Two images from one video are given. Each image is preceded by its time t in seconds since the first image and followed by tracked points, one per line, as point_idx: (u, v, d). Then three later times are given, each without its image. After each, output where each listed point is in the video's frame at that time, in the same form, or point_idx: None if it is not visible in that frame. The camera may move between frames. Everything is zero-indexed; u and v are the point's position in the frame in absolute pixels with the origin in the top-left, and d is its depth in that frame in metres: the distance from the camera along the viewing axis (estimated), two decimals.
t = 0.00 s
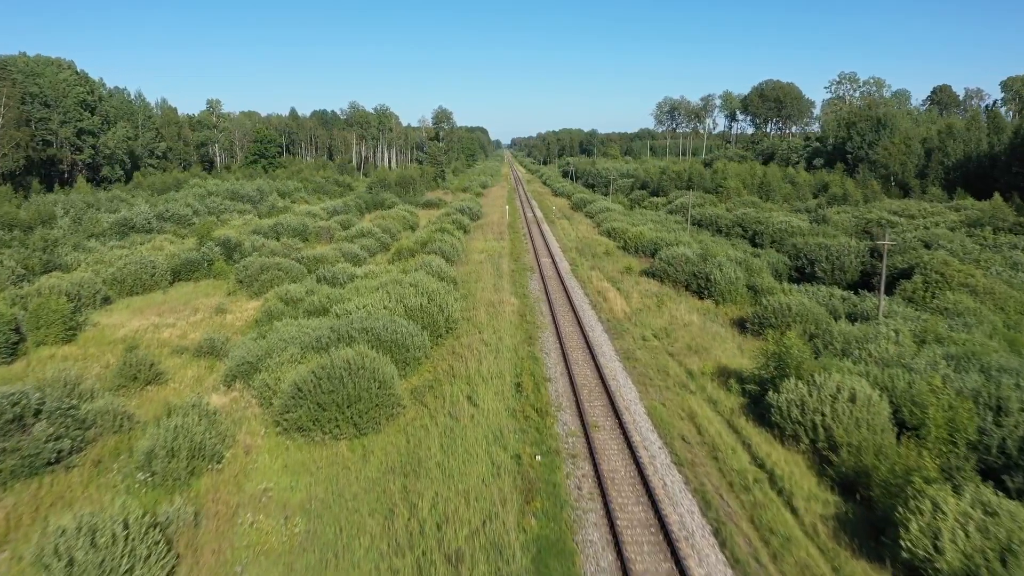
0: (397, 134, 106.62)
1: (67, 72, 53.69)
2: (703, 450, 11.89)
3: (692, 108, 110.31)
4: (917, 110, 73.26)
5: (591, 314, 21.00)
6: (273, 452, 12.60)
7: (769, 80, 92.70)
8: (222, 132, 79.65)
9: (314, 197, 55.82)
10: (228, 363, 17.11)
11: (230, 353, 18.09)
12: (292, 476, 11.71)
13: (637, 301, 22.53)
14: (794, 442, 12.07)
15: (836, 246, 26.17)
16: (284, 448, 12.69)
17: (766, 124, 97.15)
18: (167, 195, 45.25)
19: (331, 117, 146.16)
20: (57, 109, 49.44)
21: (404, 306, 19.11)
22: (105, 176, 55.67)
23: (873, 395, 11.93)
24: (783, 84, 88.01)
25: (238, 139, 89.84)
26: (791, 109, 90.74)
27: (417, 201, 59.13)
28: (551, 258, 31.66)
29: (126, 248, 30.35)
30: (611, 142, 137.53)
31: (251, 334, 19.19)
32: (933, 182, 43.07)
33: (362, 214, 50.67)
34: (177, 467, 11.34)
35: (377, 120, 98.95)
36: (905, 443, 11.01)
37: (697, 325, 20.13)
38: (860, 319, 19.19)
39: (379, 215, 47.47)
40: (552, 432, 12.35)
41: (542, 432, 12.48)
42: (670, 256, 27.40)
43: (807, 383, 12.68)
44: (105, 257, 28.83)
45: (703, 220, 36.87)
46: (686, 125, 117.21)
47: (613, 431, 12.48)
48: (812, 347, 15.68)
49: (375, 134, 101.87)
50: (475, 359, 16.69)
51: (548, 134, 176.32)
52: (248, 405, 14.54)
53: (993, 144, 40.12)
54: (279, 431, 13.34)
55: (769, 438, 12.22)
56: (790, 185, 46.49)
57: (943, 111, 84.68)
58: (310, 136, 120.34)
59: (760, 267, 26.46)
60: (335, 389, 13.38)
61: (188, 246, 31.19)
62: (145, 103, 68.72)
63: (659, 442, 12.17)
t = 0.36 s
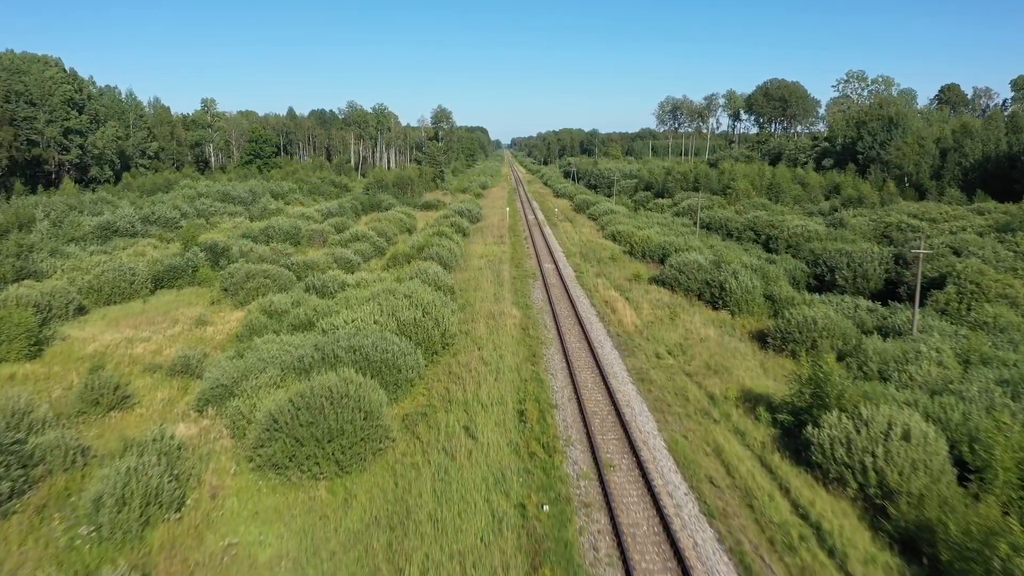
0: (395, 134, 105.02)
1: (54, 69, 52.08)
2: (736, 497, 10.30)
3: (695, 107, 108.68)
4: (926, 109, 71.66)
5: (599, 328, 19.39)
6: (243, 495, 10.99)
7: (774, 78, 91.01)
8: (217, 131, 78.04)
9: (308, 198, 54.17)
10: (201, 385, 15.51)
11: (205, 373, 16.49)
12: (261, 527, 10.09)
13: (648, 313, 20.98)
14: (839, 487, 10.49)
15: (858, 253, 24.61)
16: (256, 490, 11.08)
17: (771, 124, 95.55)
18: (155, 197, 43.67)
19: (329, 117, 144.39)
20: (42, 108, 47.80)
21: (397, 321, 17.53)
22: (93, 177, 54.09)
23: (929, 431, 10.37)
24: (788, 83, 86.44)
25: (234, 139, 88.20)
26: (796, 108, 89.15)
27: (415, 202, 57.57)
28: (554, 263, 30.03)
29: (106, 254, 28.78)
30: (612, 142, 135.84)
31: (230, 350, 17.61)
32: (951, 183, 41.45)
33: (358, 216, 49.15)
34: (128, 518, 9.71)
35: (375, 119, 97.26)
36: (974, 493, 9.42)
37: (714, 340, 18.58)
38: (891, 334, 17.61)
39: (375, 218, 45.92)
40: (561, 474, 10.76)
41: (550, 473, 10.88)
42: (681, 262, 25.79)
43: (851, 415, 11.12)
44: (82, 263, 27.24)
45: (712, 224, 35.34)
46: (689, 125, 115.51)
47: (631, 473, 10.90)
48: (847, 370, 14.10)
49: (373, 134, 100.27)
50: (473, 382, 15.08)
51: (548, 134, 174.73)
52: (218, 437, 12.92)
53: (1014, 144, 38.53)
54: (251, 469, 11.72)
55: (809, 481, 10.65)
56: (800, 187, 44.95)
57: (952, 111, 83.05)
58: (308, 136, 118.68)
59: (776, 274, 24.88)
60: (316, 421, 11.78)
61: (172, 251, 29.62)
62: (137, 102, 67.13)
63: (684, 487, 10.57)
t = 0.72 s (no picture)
0: (394, 133, 103.44)
1: (40, 66, 50.42)
2: (781, 561, 8.69)
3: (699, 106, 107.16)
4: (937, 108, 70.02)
5: (609, 345, 17.78)
6: (201, 553, 9.33)
7: (779, 77, 89.42)
8: (211, 131, 76.47)
9: (303, 200, 52.62)
10: (169, 412, 13.89)
11: (175, 397, 14.87)
12: None
13: (661, 326, 19.43)
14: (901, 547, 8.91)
15: (883, 260, 23.05)
16: (217, 546, 9.42)
17: (775, 123, 93.97)
18: (142, 198, 42.07)
19: (328, 116, 142.80)
20: (27, 106, 46.10)
21: (388, 338, 15.91)
22: (81, 178, 52.48)
23: (1008, 482, 8.77)
24: (793, 82, 84.86)
25: (229, 138, 86.63)
26: (802, 107, 87.58)
27: (412, 203, 56.02)
28: (557, 270, 28.39)
29: (84, 260, 27.19)
30: (614, 142, 134.22)
31: (204, 370, 15.97)
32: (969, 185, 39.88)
33: (354, 218, 47.60)
34: None
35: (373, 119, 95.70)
36: None
37: (734, 358, 17.03)
38: (930, 352, 16.04)
39: (372, 220, 44.38)
40: (574, 531, 9.15)
41: (561, 529, 9.26)
42: (694, 269, 24.21)
43: (910, 460, 9.55)
44: (57, 270, 25.64)
45: (722, 227, 33.81)
46: (692, 124, 113.93)
47: (655, 528, 9.31)
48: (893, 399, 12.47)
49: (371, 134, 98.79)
50: (472, 410, 13.46)
51: (549, 134, 173.19)
52: (180, 477, 11.28)
53: None
54: (213, 519, 10.05)
55: (865, 539, 9.06)
56: (811, 189, 43.40)
57: (961, 109, 81.40)
58: (306, 136, 117.12)
59: (796, 283, 23.29)
60: (289, 462, 10.15)
61: (154, 257, 28.03)
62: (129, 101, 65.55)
63: (719, 547, 8.99)
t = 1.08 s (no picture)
0: (392, 133, 101.80)
1: (26, 63, 48.79)
2: None
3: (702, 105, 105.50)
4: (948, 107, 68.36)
5: (621, 365, 16.21)
6: None
7: (785, 76, 87.77)
8: (205, 130, 74.80)
9: (297, 201, 51.04)
10: (128, 446, 12.29)
11: (137, 427, 13.27)
12: None
13: (676, 342, 17.87)
14: None
15: (911, 268, 21.49)
16: None
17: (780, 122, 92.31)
18: (128, 200, 40.46)
19: (327, 116, 141.13)
20: (11, 104, 44.48)
21: (377, 359, 14.30)
22: (68, 179, 50.89)
23: None
24: (800, 80, 83.22)
25: (224, 138, 84.96)
26: (808, 106, 85.95)
27: (410, 205, 54.44)
28: (562, 277, 26.78)
29: (59, 267, 25.62)
30: (615, 142, 132.53)
31: (173, 395, 14.34)
32: (989, 186, 38.28)
33: (349, 221, 46.05)
34: None
35: (371, 118, 94.09)
36: None
37: (759, 380, 15.46)
38: (977, 374, 14.49)
39: (368, 222, 42.81)
40: None
41: None
42: (709, 277, 22.65)
43: (994, 521, 7.98)
44: (29, 277, 24.04)
45: (734, 232, 32.28)
46: (695, 124, 112.28)
47: None
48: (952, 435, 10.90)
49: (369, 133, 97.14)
50: (470, 445, 11.84)
51: (549, 134, 171.57)
52: (130, 530, 9.64)
53: None
54: None
55: None
56: (823, 190, 41.85)
57: (971, 108, 79.73)
58: (303, 136, 115.47)
59: (818, 292, 21.70)
60: (253, 520, 8.44)
61: (134, 263, 26.46)
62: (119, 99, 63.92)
63: None
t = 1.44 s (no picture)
0: (391, 132, 100.16)
1: (10, 60, 47.18)
2: None
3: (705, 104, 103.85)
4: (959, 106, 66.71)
5: (636, 389, 14.64)
6: None
7: (790, 74, 86.10)
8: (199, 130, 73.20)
9: (290, 203, 49.37)
10: (74, 491, 10.65)
11: (89, 465, 11.63)
12: None
13: (694, 361, 16.28)
14: None
15: (945, 277, 19.87)
16: None
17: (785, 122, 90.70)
18: (113, 202, 38.87)
19: (325, 115, 139.45)
20: None
21: (362, 387, 12.66)
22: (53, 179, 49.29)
23: None
24: (806, 79, 81.61)
25: (219, 138, 83.40)
26: (813, 105, 84.34)
27: (408, 206, 52.83)
28: (567, 285, 25.19)
29: (31, 274, 24.02)
30: (617, 142, 130.90)
31: (135, 426, 12.73)
32: (1011, 187, 36.66)
33: (344, 224, 44.47)
34: None
35: (370, 117, 92.52)
36: None
37: (791, 406, 13.85)
38: None
39: (363, 225, 41.23)
40: None
41: None
42: (725, 286, 21.06)
43: None
44: None
45: (747, 236, 30.75)
46: (697, 123, 110.64)
47: None
48: None
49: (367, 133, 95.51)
50: (468, 492, 10.22)
51: (549, 134, 169.95)
52: None
53: None
54: None
55: None
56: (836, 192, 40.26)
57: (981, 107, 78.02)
58: (300, 135, 113.81)
59: (844, 304, 20.11)
60: None
61: (111, 271, 24.87)
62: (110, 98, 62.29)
63: None
